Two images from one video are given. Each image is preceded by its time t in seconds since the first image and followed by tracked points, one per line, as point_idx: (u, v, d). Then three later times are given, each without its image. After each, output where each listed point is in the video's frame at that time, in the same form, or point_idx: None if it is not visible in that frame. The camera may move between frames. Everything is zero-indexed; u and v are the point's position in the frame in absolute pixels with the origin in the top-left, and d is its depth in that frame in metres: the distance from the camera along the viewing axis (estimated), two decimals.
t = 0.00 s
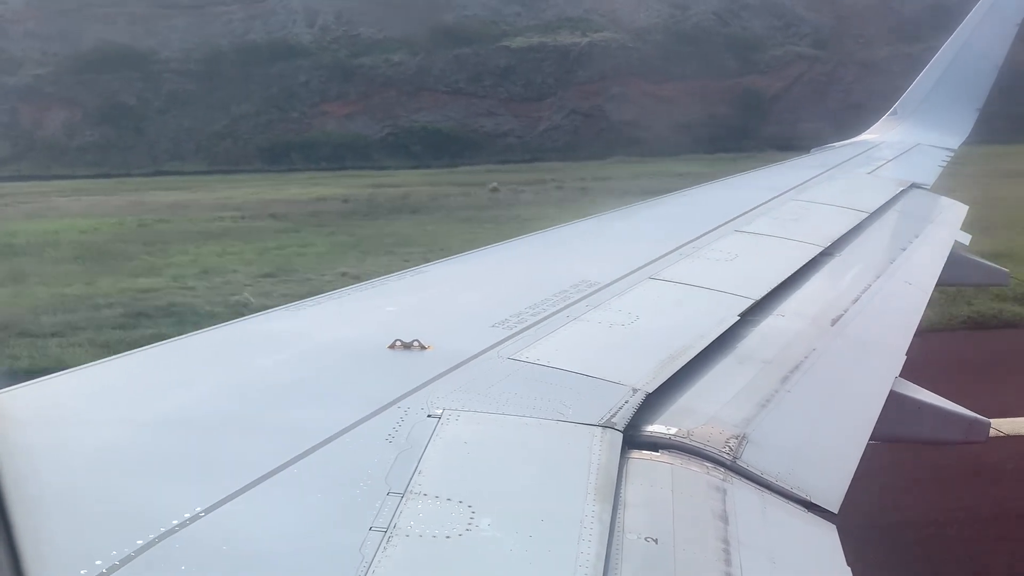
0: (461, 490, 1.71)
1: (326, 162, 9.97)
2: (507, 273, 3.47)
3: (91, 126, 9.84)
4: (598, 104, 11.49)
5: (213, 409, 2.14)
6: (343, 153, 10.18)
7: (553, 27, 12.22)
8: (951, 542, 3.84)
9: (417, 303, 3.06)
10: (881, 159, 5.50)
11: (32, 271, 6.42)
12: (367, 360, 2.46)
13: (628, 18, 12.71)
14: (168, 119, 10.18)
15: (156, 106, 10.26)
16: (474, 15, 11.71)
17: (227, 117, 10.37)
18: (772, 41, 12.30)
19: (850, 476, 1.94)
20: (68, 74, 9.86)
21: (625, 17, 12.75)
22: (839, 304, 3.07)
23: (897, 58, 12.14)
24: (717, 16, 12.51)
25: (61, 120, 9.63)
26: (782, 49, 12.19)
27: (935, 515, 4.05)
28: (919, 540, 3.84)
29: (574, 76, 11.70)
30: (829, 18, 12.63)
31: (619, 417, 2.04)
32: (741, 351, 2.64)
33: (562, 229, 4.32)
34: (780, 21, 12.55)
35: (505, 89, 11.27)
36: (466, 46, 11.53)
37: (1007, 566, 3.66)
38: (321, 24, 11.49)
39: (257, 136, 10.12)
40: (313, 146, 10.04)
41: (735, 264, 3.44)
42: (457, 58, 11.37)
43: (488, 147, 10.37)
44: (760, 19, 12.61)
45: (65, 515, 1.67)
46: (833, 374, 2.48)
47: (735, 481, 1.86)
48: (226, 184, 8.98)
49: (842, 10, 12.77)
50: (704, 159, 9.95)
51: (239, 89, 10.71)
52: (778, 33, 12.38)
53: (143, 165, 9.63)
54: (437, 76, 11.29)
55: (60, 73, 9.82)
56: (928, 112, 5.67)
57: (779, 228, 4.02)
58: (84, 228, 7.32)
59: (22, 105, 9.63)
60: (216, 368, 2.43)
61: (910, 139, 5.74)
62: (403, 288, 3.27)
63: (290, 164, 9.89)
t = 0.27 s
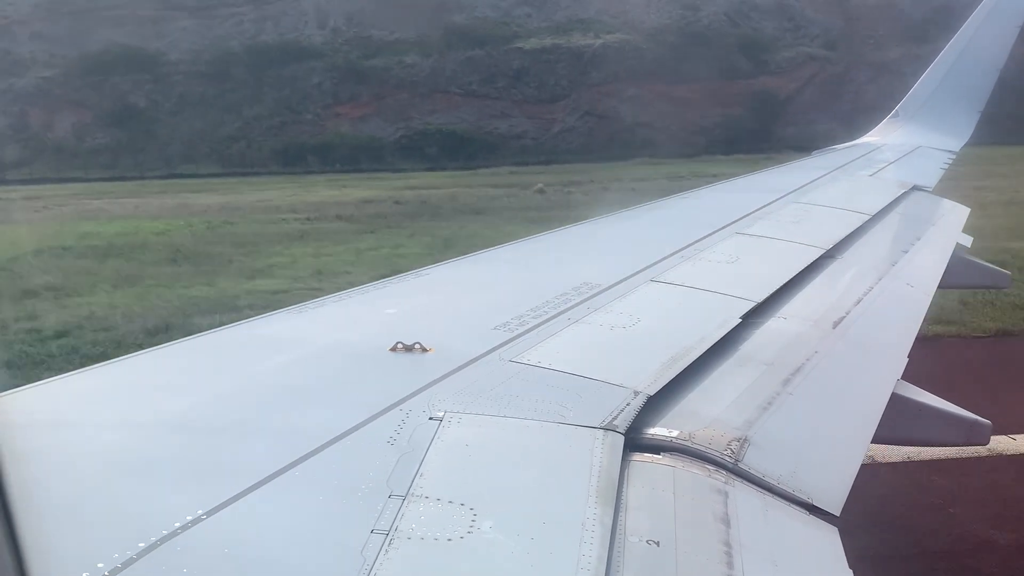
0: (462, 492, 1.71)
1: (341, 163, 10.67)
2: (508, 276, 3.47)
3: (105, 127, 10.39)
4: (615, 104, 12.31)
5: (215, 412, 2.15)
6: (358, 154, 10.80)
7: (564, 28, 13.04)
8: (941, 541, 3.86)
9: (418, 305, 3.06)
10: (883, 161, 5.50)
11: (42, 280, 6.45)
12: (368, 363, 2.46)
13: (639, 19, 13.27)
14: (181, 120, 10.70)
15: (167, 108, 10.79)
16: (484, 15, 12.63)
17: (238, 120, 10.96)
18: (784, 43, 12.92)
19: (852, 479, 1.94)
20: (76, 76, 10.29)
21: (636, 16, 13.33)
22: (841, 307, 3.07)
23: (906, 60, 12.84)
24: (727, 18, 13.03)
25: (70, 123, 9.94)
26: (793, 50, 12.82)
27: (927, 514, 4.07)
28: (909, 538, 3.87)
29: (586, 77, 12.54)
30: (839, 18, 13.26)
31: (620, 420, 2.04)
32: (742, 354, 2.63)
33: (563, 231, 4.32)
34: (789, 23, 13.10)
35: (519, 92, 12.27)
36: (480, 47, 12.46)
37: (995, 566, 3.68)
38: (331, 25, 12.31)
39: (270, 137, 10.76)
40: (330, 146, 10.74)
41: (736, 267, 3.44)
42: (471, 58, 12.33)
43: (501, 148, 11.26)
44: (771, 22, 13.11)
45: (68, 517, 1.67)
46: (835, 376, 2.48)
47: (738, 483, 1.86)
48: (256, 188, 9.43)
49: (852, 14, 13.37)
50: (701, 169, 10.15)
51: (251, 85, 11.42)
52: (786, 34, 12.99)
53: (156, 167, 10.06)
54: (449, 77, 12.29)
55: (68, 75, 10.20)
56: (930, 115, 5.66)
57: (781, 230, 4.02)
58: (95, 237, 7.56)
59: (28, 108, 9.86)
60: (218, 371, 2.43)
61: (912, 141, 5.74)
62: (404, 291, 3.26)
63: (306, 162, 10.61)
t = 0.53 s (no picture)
0: (464, 489, 1.71)
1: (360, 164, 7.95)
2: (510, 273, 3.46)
3: (113, 127, 7.54)
4: (629, 104, 9.36)
5: (216, 408, 2.15)
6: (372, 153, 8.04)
7: (576, 26, 9.81)
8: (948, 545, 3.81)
9: (419, 304, 3.05)
10: (886, 159, 5.49)
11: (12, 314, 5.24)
12: (370, 360, 2.46)
13: (651, 18, 10.16)
14: (192, 118, 7.82)
15: (178, 106, 7.82)
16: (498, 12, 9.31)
17: (251, 117, 8.03)
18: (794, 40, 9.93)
19: (854, 476, 1.94)
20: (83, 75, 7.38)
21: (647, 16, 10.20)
22: (842, 305, 3.07)
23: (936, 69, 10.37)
24: (738, 16, 9.91)
25: (81, 122, 7.32)
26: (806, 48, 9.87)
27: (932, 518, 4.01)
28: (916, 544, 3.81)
29: (601, 76, 9.49)
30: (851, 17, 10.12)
31: (622, 417, 2.04)
32: (744, 352, 2.63)
33: (564, 230, 4.29)
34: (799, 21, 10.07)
35: (534, 89, 9.00)
36: (493, 45, 9.19)
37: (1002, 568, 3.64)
38: (344, 23, 8.71)
39: (286, 135, 7.89)
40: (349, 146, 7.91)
41: (738, 265, 3.43)
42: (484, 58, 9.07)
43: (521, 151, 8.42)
44: (782, 20, 10.07)
45: (70, 512, 1.68)
46: (836, 374, 2.48)
47: (739, 481, 1.86)
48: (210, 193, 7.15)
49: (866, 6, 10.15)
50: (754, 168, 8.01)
51: (263, 82, 8.30)
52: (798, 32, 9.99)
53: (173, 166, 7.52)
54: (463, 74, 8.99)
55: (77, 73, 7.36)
56: (932, 113, 5.66)
57: (784, 228, 4.01)
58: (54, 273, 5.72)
59: (38, 105, 7.08)
60: (220, 368, 2.43)
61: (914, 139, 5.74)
62: (405, 288, 3.26)
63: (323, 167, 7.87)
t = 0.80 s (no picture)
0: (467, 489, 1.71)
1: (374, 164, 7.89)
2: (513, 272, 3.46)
3: (124, 126, 7.58)
4: (643, 104, 9.53)
5: (219, 408, 2.15)
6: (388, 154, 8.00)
7: (586, 27, 9.79)
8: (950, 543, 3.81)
9: (420, 303, 3.05)
10: (888, 158, 5.49)
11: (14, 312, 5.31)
12: (372, 359, 2.46)
13: (664, 19, 10.09)
14: (204, 118, 7.84)
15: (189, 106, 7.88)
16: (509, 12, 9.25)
17: (264, 117, 7.95)
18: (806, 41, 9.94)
19: (857, 476, 1.94)
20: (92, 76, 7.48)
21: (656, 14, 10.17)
22: (845, 304, 3.06)
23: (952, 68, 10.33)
24: (749, 18, 10.00)
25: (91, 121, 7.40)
26: (816, 49, 9.88)
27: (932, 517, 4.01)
28: (920, 544, 3.79)
29: (613, 77, 9.68)
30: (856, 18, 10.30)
31: (625, 416, 2.03)
32: (747, 351, 2.63)
33: (564, 229, 4.29)
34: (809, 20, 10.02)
35: (546, 89, 9.15)
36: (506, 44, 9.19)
37: (1005, 564, 3.66)
38: (355, 22, 8.65)
39: (300, 134, 7.83)
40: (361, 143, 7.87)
41: (741, 264, 3.42)
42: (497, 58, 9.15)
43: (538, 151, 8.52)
44: (793, 21, 10.08)
45: (74, 512, 1.68)
46: (839, 373, 2.48)
47: (742, 480, 1.86)
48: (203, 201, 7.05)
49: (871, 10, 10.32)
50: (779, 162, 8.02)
51: (276, 81, 8.17)
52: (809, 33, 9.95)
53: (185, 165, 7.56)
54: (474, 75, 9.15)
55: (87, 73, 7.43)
56: (935, 111, 5.66)
57: (786, 227, 4.00)
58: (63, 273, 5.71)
59: (47, 105, 7.19)
60: (223, 367, 2.43)
61: (917, 137, 5.74)
62: (408, 287, 3.26)
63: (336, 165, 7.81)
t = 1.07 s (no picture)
0: (469, 491, 1.71)
1: (388, 165, 8.48)
2: (515, 273, 3.47)
3: (135, 126, 7.77)
4: (654, 104, 9.90)
5: (221, 410, 2.15)
6: (402, 154, 8.57)
7: (595, 26, 10.01)
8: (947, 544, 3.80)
9: (424, 304, 3.05)
10: (891, 159, 5.49)
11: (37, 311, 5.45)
12: (374, 360, 2.47)
13: (673, 19, 10.06)
14: (213, 118, 8.04)
15: (199, 104, 8.02)
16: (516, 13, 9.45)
17: (274, 117, 8.23)
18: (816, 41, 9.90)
19: (858, 477, 1.94)
20: (102, 74, 7.49)
21: (674, 17, 10.08)
22: (847, 305, 3.06)
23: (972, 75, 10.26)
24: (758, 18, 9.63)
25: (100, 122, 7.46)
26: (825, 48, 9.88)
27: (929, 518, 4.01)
28: (917, 546, 3.79)
29: (623, 78, 10.06)
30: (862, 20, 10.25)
31: (627, 418, 2.03)
32: (749, 352, 2.63)
33: (567, 229, 4.30)
34: (818, 22, 9.90)
35: (557, 88, 9.76)
36: (516, 44, 9.48)
37: (1003, 565, 3.66)
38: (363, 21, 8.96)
39: (311, 135, 8.28)
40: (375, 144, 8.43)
41: (743, 266, 3.43)
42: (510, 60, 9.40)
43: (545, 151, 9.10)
44: (801, 20, 9.85)
45: (76, 512, 1.68)
46: (841, 375, 2.48)
47: (743, 482, 1.86)
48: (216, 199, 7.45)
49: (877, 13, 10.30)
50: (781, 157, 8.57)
51: (285, 80, 8.50)
52: (815, 34, 9.88)
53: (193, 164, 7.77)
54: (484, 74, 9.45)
55: (95, 73, 7.47)
56: (937, 113, 5.65)
57: (788, 228, 4.01)
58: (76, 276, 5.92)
59: (57, 105, 7.20)
60: (226, 369, 2.44)
61: (920, 139, 5.73)
62: (409, 289, 3.27)
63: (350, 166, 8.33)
